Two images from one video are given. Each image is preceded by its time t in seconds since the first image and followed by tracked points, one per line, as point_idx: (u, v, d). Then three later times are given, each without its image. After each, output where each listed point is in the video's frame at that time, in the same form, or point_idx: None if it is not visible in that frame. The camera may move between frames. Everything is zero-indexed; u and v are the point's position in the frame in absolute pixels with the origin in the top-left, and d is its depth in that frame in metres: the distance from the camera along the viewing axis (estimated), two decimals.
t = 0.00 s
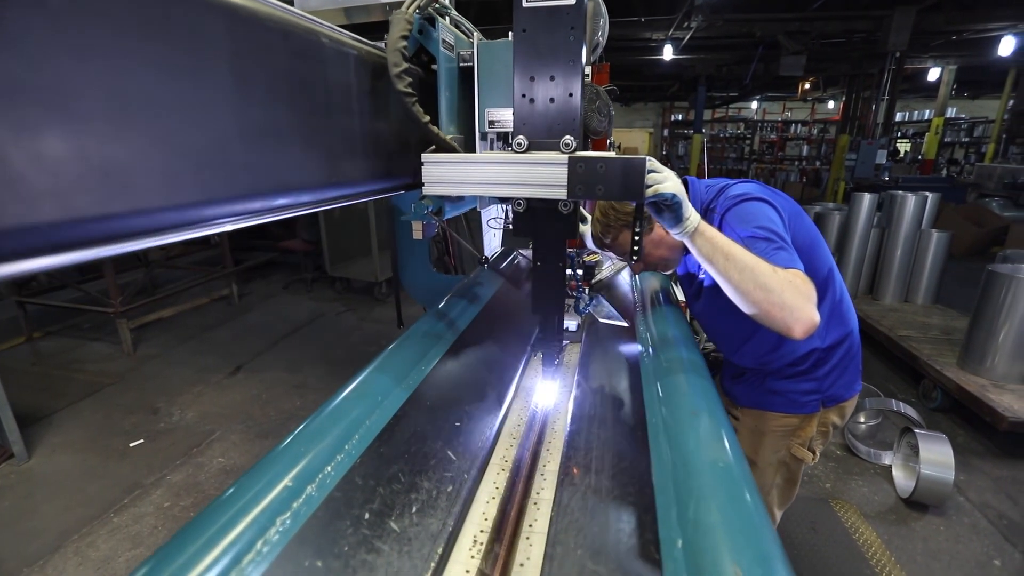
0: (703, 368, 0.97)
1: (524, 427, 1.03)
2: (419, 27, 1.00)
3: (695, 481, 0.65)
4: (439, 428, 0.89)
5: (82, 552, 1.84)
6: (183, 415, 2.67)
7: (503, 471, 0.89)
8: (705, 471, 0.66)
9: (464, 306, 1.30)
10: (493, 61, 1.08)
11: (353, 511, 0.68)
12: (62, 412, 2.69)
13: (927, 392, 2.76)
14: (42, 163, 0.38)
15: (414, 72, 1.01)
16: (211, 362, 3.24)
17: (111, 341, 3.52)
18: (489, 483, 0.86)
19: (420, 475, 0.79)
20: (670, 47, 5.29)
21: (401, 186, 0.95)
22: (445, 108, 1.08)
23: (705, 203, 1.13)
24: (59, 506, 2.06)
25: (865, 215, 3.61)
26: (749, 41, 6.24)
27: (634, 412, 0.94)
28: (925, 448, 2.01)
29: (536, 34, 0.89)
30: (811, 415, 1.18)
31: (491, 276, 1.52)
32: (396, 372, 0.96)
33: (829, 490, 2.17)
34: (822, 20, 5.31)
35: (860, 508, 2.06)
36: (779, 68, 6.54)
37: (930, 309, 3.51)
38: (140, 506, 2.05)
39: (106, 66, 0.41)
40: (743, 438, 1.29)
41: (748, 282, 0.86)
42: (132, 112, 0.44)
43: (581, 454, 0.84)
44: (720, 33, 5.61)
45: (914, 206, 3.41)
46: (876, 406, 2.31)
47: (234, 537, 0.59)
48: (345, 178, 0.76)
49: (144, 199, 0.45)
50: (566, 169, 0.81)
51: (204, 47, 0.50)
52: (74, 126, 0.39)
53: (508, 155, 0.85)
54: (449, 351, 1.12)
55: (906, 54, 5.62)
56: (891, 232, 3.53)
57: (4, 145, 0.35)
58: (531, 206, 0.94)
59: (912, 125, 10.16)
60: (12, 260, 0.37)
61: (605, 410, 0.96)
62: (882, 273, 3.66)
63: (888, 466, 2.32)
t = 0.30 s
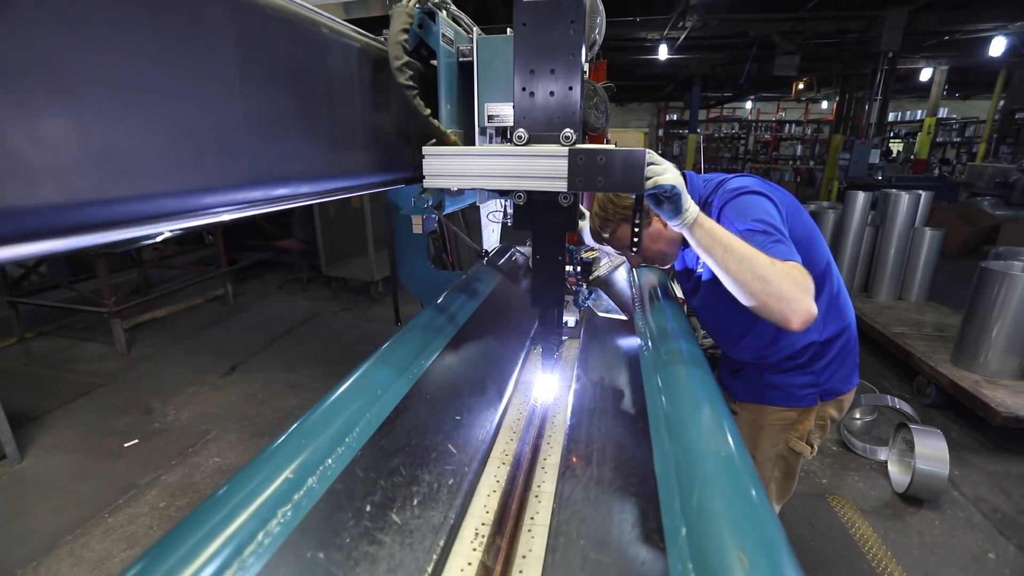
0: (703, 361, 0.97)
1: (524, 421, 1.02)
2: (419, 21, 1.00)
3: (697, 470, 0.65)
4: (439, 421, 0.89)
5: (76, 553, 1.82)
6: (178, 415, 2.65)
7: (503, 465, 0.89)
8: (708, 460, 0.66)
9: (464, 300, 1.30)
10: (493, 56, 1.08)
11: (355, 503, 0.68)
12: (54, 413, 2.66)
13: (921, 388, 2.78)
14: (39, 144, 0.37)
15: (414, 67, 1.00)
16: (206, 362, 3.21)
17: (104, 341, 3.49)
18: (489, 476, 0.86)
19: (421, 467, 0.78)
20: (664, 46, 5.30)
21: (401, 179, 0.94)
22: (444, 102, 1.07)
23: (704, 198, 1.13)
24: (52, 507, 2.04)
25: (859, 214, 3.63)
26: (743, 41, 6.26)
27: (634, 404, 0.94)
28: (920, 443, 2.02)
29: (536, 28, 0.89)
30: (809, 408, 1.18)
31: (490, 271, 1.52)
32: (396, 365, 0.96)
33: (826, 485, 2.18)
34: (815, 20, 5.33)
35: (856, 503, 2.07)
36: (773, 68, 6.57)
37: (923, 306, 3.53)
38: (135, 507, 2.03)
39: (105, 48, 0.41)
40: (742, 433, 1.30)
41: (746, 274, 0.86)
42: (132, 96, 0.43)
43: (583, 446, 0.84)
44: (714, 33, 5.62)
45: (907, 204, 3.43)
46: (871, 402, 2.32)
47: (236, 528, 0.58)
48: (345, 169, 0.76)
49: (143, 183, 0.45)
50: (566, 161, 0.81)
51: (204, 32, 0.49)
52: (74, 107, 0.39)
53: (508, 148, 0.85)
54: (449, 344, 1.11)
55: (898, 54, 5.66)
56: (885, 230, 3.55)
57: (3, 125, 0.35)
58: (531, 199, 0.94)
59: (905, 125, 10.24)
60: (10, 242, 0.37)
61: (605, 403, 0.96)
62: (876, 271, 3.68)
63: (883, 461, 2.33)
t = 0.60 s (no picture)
0: (704, 355, 0.98)
1: (524, 418, 1.02)
2: (420, 16, 1.00)
3: (701, 464, 0.66)
4: (440, 417, 0.89)
5: (72, 554, 1.80)
6: (174, 416, 2.64)
7: (505, 460, 0.89)
8: (711, 452, 0.67)
9: (463, 297, 1.30)
10: (493, 52, 1.08)
11: (357, 497, 0.67)
12: (49, 413, 2.64)
13: (918, 385, 2.79)
14: (40, 128, 0.37)
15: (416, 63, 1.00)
16: (202, 362, 3.20)
17: (100, 341, 3.47)
18: (491, 472, 0.86)
19: (423, 463, 0.78)
20: (661, 46, 5.31)
21: (401, 174, 0.94)
22: (446, 99, 1.07)
23: (704, 193, 1.13)
24: (47, 507, 2.02)
25: (855, 213, 3.64)
26: (739, 41, 6.27)
27: (635, 398, 0.94)
28: (916, 440, 2.03)
29: (537, 23, 0.89)
30: (809, 403, 1.19)
31: (490, 269, 1.53)
32: (396, 360, 0.96)
33: (824, 482, 2.19)
34: (810, 21, 5.35)
35: (854, 500, 2.08)
36: (769, 68, 6.58)
37: (919, 304, 3.55)
38: (131, 507, 2.02)
39: (107, 34, 0.40)
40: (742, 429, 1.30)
41: (745, 268, 0.86)
42: (134, 83, 0.43)
43: (585, 440, 0.84)
44: (711, 33, 5.62)
45: (903, 203, 3.45)
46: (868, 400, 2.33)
47: (238, 523, 0.58)
48: (346, 163, 0.75)
49: (145, 171, 0.44)
50: (568, 156, 0.81)
51: (205, 19, 0.49)
52: (74, 93, 0.38)
53: (510, 142, 0.84)
54: (450, 339, 1.12)
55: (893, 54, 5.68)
56: (881, 229, 3.57)
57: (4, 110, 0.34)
58: (532, 194, 0.94)
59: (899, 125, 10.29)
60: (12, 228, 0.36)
61: (606, 397, 0.96)
62: (872, 269, 3.70)
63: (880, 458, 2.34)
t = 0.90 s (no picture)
0: (702, 352, 0.98)
1: (524, 415, 1.02)
2: (420, 15, 1.00)
3: (701, 460, 0.66)
4: (440, 414, 0.89)
5: (69, 555, 1.79)
6: (171, 416, 2.63)
7: (506, 457, 0.89)
8: (711, 448, 0.67)
9: (463, 294, 1.31)
10: (492, 51, 1.08)
11: (358, 494, 0.67)
12: (45, 414, 2.63)
13: (914, 383, 2.80)
14: (42, 119, 0.37)
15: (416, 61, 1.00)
16: (199, 362, 3.19)
17: (96, 342, 3.45)
18: (492, 469, 0.86)
19: (423, 460, 0.78)
20: (658, 47, 5.32)
21: (402, 172, 0.94)
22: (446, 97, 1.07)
23: (703, 190, 1.13)
24: (44, 509, 2.01)
25: (852, 212, 3.66)
26: (736, 42, 6.29)
27: (635, 394, 0.94)
28: (914, 437, 2.04)
29: (537, 22, 0.89)
30: (806, 400, 1.19)
31: (489, 267, 1.53)
32: (397, 357, 0.96)
33: (821, 481, 2.20)
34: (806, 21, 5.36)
35: (851, 498, 2.09)
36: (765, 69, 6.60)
37: (915, 303, 3.56)
38: (128, 508, 2.01)
39: (108, 28, 0.40)
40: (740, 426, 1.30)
41: (743, 264, 0.87)
42: (136, 77, 0.43)
43: (586, 437, 0.84)
44: (707, 33, 5.64)
45: (899, 203, 3.46)
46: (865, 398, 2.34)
47: (239, 519, 0.58)
48: (346, 159, 0.75)
49: (146, 165, 0.44)
50: (568, 153, 0.81)
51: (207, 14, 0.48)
52: (76, 86, 0.38)
53: (510, 139, 0.85)
54: (451, 336, 1.12)
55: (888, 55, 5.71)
56: (878, 228, 3.58)
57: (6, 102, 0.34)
58: (533, 191, 0.94)
59: (895, 126, 10.34)
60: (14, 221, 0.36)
61: (605, 393, 0.96)
62: (869, 269, 3.71)
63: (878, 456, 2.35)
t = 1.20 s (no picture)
0: (700, 348, 0.98)
1: (524, 413, 1.02)
2: (420, 12, 0.99)
3: (701, 455, 0.66)
4: (440, 411, 0.88)
5: (65, 556, 1.78)
6: (168, 416, 2.62)
7: (505, 455, 0.89)
8: (712, 443, 0.67)
9: (462, 291, 1.31)
10: (491, 48, 1.08)
11: (357, 491, 0.67)
12: (42, 415, 2.61)
13: (912, 382, 2.80)
14: (35, 107, 0.36)
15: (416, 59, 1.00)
16: (196, 363, 3.17)
17: (93, 343, 3.43)
18: (490, 466, 0.85)
19: (422, 457, 0.78)
20: (655, 47, 5.32)
21: (401, 169, 0.94)
22: (445, 95, 1.07)
23: (704, 186, 1.13)
24: (40, 509, 2.00)
25: (849, 212, 3.67)
26: (733, 42, 6.30)
27: (634, 389, 0.94)
28: (912, 436, 2.04)
29: (537, 19, 0.89)
30: (805, 397, 1.19)
31: (489, 264, 1.54)
32: (395, 353, 0.96)
33: (820, 479, 2.20)
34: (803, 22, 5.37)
35: (850, 497, 2.09)
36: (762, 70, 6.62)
37: (912, 302, 3.57)
38: (125, 508, 2.00)
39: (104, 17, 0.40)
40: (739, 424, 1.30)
41: (740, 260, 0.87)
42: (133, 67, 0.42)
43: (585, 434, 0.84)
44: (705, 34, 5.64)
45: (896, 203, 3.47)
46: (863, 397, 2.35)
47: (236, 515, 0.57)
48: (345, 155, 0.75)
49: (143, 156, 0.44)
50: (567, 149, 0.80)
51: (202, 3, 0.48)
52: (72, 76, 0.38)
53: (509, 136, 0.84)
54: (450, 332, 1.12)
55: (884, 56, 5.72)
56: (875, 228, 3.59)
57: None
58: (532, 186, 0.94)
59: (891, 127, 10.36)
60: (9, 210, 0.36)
61: (605, 390, 0.96)
62: (866, 268, 3.72)
63: (876, 455, 2.35)
